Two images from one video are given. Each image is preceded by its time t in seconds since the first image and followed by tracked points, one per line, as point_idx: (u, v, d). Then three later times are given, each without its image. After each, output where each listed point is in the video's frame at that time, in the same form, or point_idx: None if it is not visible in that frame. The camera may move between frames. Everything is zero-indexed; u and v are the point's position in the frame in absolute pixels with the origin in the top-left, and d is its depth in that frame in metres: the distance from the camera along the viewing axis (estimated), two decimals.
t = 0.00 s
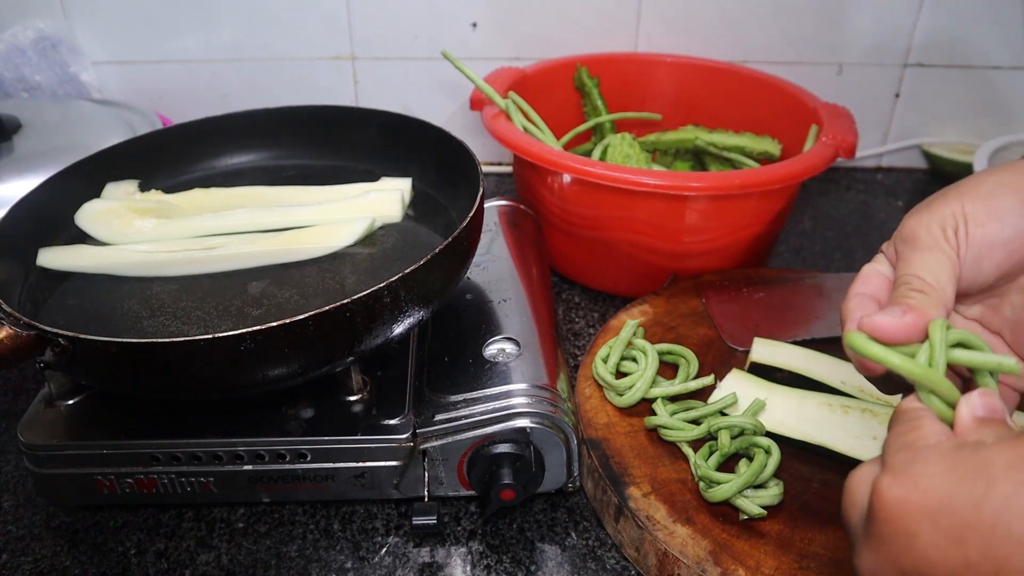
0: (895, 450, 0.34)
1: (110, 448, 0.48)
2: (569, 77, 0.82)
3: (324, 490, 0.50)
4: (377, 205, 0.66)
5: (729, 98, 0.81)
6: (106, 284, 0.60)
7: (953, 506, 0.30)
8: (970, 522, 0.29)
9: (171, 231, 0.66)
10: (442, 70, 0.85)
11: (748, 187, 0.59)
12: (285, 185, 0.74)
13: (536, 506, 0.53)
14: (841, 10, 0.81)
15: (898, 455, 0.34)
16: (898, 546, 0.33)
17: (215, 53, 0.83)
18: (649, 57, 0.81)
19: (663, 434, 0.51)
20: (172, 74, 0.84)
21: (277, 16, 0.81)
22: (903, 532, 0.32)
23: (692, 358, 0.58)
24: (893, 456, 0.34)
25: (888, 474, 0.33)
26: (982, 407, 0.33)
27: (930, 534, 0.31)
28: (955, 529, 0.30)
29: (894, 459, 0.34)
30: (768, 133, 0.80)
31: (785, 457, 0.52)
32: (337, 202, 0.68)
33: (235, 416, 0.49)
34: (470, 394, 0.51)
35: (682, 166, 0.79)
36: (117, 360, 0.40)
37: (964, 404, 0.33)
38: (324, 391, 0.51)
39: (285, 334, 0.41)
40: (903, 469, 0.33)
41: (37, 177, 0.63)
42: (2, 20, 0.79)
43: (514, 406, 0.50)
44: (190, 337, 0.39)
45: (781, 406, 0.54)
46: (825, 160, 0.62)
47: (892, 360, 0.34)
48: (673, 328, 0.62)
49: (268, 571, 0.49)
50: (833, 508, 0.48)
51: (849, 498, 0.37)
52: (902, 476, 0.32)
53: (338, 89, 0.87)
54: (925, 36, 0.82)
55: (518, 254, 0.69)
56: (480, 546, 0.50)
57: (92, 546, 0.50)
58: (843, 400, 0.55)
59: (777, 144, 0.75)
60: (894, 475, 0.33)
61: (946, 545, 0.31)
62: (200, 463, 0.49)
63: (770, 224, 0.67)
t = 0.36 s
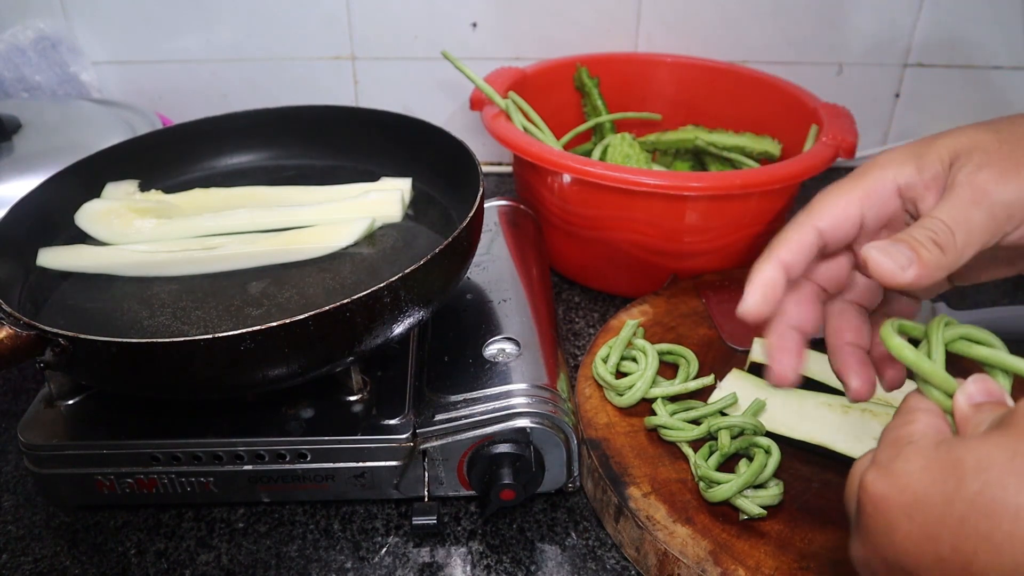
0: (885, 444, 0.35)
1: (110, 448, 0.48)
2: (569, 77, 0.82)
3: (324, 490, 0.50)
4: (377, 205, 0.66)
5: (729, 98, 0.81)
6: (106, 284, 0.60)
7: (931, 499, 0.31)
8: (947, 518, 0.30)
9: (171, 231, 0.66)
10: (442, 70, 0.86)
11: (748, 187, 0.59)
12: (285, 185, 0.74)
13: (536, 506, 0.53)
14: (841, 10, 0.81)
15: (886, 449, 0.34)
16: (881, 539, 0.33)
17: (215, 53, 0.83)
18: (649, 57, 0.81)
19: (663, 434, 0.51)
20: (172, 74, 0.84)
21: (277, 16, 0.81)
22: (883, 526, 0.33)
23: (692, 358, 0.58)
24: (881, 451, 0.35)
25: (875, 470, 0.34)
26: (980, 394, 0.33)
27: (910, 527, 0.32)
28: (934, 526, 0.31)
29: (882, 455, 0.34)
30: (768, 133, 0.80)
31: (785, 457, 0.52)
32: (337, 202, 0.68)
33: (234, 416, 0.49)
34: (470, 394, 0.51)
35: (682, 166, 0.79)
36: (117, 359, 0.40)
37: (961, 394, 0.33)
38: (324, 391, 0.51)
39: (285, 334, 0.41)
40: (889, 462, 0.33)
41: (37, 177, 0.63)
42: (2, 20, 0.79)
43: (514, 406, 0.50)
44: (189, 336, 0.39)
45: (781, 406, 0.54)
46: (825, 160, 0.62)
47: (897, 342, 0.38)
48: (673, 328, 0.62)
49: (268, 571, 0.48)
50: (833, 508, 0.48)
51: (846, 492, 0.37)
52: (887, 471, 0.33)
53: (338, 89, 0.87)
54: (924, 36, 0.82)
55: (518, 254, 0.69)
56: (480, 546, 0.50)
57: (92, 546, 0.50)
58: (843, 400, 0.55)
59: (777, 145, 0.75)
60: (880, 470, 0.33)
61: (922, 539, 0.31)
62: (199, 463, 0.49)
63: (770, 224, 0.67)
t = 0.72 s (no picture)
0: (866, 480, 0.35)
1: (110, 448, 0.48)
2: (569, 77, 0.82)
3: (324, 489, 0.50)
4: (377, 205, 0.66)
5: (729, 98, 0.81)
6: (105, 284, 0.60)
7: (920, 536, 0.31)
8: (936, 557, 0.30)
9: (171, 231, 0.66)
10: (442, 70, 0.86)
11: (748, 187, 0.59)
12: (284, 185, 0.74)
13: (536, 506, 0.53)
14: (841, 10, 0.81)
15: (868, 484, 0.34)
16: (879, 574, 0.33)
17: (215, 53, 0.83)
18: (649, 57, 0.81)
19: (663, 434, 0.51)
20: (171, 74, 0.84)
21: (277, 16, 0.81)
22: (880, 565, 0.33)
23: (692, 358, 0.58)
24: (863, 488, 0.35)
25: (861, 510, 0.34)
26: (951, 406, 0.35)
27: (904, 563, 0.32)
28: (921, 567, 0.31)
29: (866, 491, 0.34)
30: (768, 133, 0.80)
31: (785, 457, 0.52)
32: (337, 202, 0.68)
33: (234, 416, 0.49)
34: (470, 394, 0.51)
35: (682, 165, 0.79)
36: (117, 360, 0.40)
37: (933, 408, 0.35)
38: (324, 391, 0.51)
39: (285, 335, 0.41)
40: (874, 500, 0.33)
41: (36, 177, 0.63)
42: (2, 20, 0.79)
43: (514, 406, 0.50)
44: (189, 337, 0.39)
45: (781, 406, 0.54)
46: (825, 160, 0.62)
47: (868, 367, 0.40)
48: (673, 328, 0.62)
49: (268, 571, 0.49)
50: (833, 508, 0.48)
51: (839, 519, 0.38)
52: (874, 513, 0.33)
53: (338, 89, 0.87)
54: (924, 36, 0.82)
55: (518, 254, 0.69)
56: (480, 546, 0.50)
57: (92, 546, 0.50)
58: (843, 400, 0.55)
59: (777, 145, 0.75)
60: (867, 511, 0.34)
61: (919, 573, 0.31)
62: (199, 463, 0.49)
63: (770, 224, 0.67)
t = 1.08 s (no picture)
0: (920, 488, 0.35)
1: (110, 448, 0.48)
2: (569, 77, 0.82)
3: (324, 489, 0.50)
4: (377, 205, 0.66)
5: (729, 98, 0.81)
6: (105, 284, 0.60)
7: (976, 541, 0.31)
8: (990, 560, 0.30)
9: (171, 231, 0.66)
10: (442, 70, 0.86)
11: (748, 187, 0.59)
12: (285, 185, 0.74)
13: (536, 506, 0.53)
14: (840, 10, 0.81)
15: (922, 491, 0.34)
16: None
17: (216, 52, 0.83)
18: (649, 57, 0.81)
19: (663, 434, 0.51)
20: (171, 74, 0.84)
21: (277, 16, 0.81)
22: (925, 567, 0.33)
23: (692, 358, 0.58)
24: (916, 493, 0.35)
25: (913, 511, 0.34)
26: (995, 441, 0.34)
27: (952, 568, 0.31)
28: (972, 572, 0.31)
29: (919, 496, 0.34)
30: (768, 133, 0.80)
31: (784, 457, 0.52)
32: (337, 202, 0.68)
33: (234, 416, 0.49)
34: (470, 394, 0.51)
35: (682, 165, 0.79)
36: (117, 360, 0.40)
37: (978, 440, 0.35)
38: (324, 391, 0.51)
39: (285, 334, 0.41)
40: (930, 504, 0.33)
41: (36, 177, 0.63)
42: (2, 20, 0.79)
43: (514, 406, 0.50)
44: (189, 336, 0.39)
45: (780, 406, 0.54)
46: (825, 161, 0.62)
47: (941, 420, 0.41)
48: (673, 328, 0.62)
49: (268, 571, 0.48)
50: (833, 508, 0.48)
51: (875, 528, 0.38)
52: (927, 514, 0.33)
53: (338, 89, 0.87)
54: (924, 36, 0.82)
55: (518, 254, 0.69)
56: (480, 546, 0.50)
57: (92, 546, 0.50)
58: (844, 400, 0.55)
59: (777, 145, 0.75)
60: (918, 512, 0.33)
61: None
62: (199, 463, 0.49)
63: (770, 224, 0.67)
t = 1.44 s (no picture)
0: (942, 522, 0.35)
1: (110, 448, 0.48)
2: (569, 77, 0.82)
3: (324, 489, 0.50)
4: (377, 204, 0.66)
5: (729, 98, 0.81)
6: (105, 284, 0.60)
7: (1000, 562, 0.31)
8: None
9: (171, 231, 0.66)
10: (442, 70, 0.86)
11: (748, 187, 0.59)
12: (285, 185, 0.74)
13: (536, 506, 0.53)
14: (840, 10, 0.81)
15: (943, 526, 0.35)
16: None
17: (216, 52, 0.83)
18: (649, 57, 0.81)
19: (663, 434, 0.51)
20: (171, 74, 0.84)
21: (277, 16, 0.81)
22: None
23: (692, 359, 0.58)
24: (939, 527, 0.35)
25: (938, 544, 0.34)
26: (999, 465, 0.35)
27: None
28: None
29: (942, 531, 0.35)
30: (768, 134, 0.80)
31: (784, 457, 0.52)
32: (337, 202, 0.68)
33: (234, 417, 0.49)
34: (470, 394, 0.51)
35: (682, 165, 0.79)
36: (116, 360, 0.40)
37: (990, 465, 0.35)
38: (324, 391, 0.51)
39: (285, 335, 0.41)
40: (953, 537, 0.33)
41: (37, 176, 0.63)
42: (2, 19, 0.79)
43: (514, 406, 0.50)
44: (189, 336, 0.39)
45: (780, 406, 0.54)
46: (825, 160, 0.62)
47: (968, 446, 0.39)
48: (673, 328, 0.62)
49: (268, 571, 0.49)
50: (833, 508, 0.48)
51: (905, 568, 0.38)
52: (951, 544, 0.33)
53: (338, 89, 0.87)
54: (925, 36, 0.82)
55: (518, 254, 0.69)
56: (480, 546, 0.50)
57: (92, 546, 0.50)
58: (844, 399, 0.55)
59: (777, 145, 0.75)
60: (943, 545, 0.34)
61: None
62: (199, 463, 0.49)
63: (770, 224, 0.67)
